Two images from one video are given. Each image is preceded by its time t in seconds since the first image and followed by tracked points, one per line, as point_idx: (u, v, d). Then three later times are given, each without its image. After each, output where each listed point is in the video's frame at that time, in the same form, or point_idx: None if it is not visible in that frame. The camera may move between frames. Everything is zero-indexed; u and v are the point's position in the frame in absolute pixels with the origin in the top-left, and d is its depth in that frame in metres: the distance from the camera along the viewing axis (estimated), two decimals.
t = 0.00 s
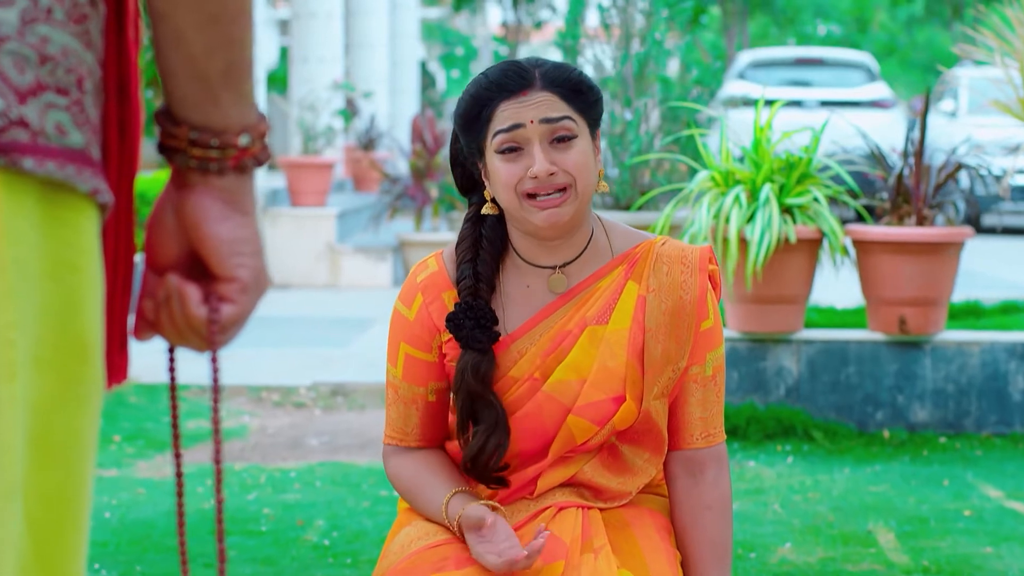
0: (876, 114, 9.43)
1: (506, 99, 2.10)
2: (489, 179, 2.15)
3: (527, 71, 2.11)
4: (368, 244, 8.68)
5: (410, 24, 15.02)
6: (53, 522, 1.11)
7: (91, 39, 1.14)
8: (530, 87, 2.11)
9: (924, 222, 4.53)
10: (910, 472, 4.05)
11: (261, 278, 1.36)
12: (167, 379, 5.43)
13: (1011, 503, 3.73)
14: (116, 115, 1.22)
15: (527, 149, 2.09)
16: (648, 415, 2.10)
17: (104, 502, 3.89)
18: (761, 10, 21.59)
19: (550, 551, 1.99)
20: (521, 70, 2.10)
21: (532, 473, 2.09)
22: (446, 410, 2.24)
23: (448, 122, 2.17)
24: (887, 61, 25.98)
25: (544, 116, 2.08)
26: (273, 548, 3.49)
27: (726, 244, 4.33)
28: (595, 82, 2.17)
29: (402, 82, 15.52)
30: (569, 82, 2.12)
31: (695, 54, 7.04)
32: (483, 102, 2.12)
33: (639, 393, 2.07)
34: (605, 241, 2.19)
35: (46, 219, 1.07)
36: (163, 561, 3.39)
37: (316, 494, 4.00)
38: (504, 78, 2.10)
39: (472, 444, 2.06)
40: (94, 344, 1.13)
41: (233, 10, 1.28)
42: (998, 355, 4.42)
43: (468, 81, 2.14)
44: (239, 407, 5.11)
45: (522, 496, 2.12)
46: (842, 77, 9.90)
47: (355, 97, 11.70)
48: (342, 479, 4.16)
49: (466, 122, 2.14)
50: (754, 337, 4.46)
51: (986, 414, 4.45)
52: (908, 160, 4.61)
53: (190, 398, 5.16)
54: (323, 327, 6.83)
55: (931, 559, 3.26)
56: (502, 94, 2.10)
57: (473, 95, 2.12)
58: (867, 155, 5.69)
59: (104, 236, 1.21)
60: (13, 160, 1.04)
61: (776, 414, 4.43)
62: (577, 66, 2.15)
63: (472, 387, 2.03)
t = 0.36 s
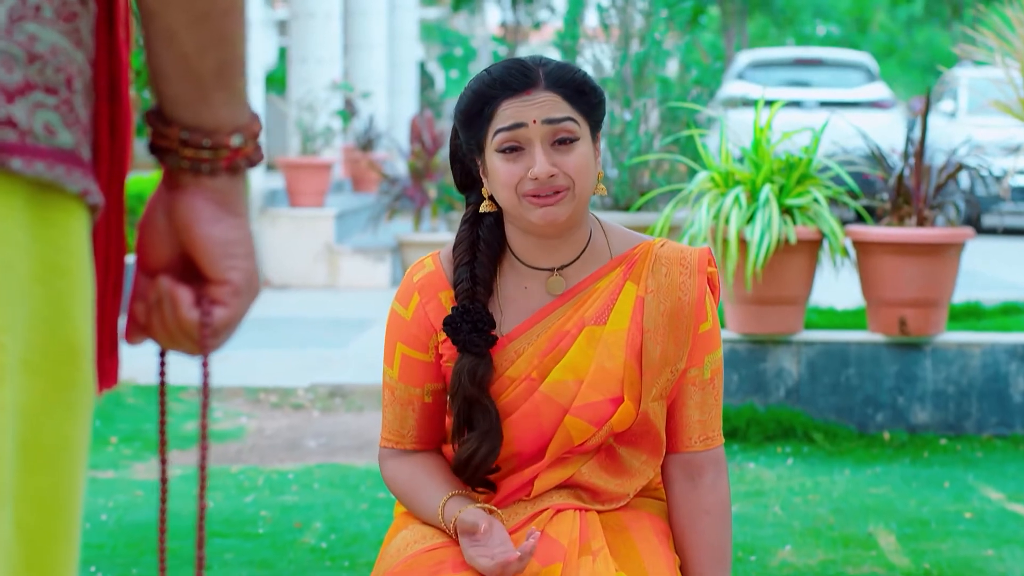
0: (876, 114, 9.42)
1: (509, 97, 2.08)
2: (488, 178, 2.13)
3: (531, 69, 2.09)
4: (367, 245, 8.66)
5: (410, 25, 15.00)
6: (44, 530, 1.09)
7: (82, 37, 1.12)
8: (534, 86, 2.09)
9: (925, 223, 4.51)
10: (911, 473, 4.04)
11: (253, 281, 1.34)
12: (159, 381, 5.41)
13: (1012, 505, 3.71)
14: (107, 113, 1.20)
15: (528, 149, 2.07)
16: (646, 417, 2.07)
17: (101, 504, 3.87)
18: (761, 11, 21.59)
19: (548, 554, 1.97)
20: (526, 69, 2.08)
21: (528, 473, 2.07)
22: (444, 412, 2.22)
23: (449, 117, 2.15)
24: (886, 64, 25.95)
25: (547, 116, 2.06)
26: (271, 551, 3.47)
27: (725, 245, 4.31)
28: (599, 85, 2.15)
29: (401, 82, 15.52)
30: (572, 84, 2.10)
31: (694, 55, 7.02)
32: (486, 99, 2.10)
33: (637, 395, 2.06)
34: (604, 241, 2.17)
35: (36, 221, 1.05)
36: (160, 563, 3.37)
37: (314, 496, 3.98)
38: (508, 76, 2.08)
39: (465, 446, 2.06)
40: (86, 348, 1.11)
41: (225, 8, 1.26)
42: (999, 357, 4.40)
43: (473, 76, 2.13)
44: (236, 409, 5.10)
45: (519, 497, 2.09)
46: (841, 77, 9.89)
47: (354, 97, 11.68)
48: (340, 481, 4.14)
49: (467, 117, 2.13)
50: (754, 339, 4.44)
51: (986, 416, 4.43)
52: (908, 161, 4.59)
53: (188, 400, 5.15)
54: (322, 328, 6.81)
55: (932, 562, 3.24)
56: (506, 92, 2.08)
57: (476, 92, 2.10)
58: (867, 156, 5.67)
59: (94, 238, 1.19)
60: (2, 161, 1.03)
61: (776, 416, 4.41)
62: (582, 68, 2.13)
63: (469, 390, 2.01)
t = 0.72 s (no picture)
0: (876, 115, 9.40)
1: (512, 90, 2.07)
2: (493, 176, 2.11)
3: (533, 63, 2.07)
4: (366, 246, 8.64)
5: (409, 26, 14.99)
6: (31, 540, 1.06)
7: (72, 36, 1.10)
8: (535, 79, 2.07)
9: (926, 224, 4.50)
10: (913, 476, 4.01)
11: (246, 285, 1.32)
12: (148, 383, 5.38)
13: (1015, 508, 3.69)
14: (98, 112, 1.17)
15: (533, 142, 2.05)
16: (653, 420, 2.05)
17: (98, 508, 3.84)
18: (761, 11, 21.59)
19: (552, 561, 1.95)
20: (527, 61, 2.06)
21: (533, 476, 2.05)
22: (448, 414, 2.20)
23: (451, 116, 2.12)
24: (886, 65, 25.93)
25: (550, 108, 2.04)
26: (269, 554, 3.45)
27: (726, 246, 4.29)
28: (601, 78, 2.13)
29: (400, 83, 15.50)
30: (575, 76, 2.08)
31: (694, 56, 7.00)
32: (488, 94, 2.08)
33: (644, 397, 2.03)
34: (613, 243, 2.15)
35: (21, 224, 1.03)
36: (156, 567, 3.35)
37: (313, 499, 3.96)
38: (509, 68, 2.06)
39: (471, 451, 2.04)
40: (75, 354, 1.09)
41: (217, 7, 1.24)
42: (1001, 359, 4.38)
43: (474, 74, 2.11)
44: (234, 411, 5.08)
45: (523, 502, 2.07)
46: (841, 78, 9.87)
47: (353, 98, 11.66)
48: (339, 484, 4.11)
49: (470, 116, 2.11)
50: (755, 341, 4.43)
51: (988, 418, 4.41)
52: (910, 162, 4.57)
53: (186, 402, 5.13)
54: (321, 330, 6.79)
55: (934, 565, 3.22)
56: (508, 85, 2.06)
57: (478, 87, 2.08)
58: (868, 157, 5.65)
59: (85, 242, 1.17)
60: None
61: (777, 418, 4.39)
62: (584, 61, 2.12)
63: (476, 394, 1.99)
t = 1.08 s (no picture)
0: (876, 114, 9.38)
1: (519, 92, 2.04)
2: (496, 176, 2.09)
3: (540, 63, 2.05)
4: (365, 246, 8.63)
5: (409, 26, 14.97)
6: (22, 547, 1.04)
7: (63, 33, 1.09)
8: (543, 80, 2.05)
9: (927, 224, 4.48)
10: (914, 477, 4.00)
11: (239, 287, 1.30)
12: (141, 383, 5.36)
13: (1017, 510, 3.67)
14: (90, 112, 1.16)
15: (540, 145, 2.03)
16: (651, 418, 2.03)
17: (95, 509, 3.83)
18: (760, 11, 21.57)
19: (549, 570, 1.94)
20: (535, 63, 2.04)
21: (530, 474, 2.03)
22: (445, 411, 2.18)
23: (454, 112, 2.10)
24: (886, 65, 25.91)
25: (559, 114, 2.02)
26: (267, 556, 3.43)
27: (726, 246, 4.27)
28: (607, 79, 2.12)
29: (400, 83, 15.48)
30: (582, 77, 2.06)
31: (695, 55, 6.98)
32: (495, 94, 2.06)
33: (642, 395, 2.01)
34: (613, 240, 2.14)
35: (9, 225, 1.01)
36: (153, 569, 3.33)
37: (311, 500, 3.93)
38: (517, 69, 2.04)
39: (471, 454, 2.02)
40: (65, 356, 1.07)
41: (210, 5, 1.22)
42: (1002, 360, 4.36)
43: (478, 72, 2.08)
44: (233, 412, 5.06)
45: (520, 506, 2.06)
46: (841, 78, 9.86)
47: (352, 98, 11.64)
48: (337, 485, 4.09)
49: (475, 115, 2.08)
50: (755, 342, 4.41)
51: (990, 419, 4.40)
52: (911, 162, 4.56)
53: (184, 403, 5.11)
54: (321, 330, 6.77)
55: (936, 567, 3.20)
56: (516, 87, 2.04)
57: (484, 86, 2.06)
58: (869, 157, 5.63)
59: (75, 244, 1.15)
60: None
61: (777, 419, 4.38)
62: (590, 62, 2.10)
63: (477, 393, 1.97)
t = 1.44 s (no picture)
0: (876, 115, 9.36)
1: (526, 79, 2.02)
2: (502, 165, 2.07)
3: (549, 52, 2.04)
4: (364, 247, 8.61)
5: (408, 26, 14.94)
6: (15, 555, 1.02)
7: (53, 31, 1.07)
8: (551, 68, 2.03)
9: (928, 225, 4.46)
10: (915, 480, 3.97)
11: (234, 291, 1.28)
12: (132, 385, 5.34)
13: (1019, 513, 3.65)
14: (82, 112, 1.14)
15: (546, 133, 2.01)
16: (652, 413, 2.01)
17: (92, 512, 3.80)
18: (760, 12, 21.55)
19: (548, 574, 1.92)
20: (543, 50, 2.03)
21: (528, 469, 2.01)
22: (446, 406, 2.15)
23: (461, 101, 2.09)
24: (886, 65, 25.91)
25: (566, 101, 2.01)
26: (264, 560, 3.41)
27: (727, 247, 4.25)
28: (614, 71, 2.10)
29: (398, 83, 15.46)
30: (589, 67, 2.05)
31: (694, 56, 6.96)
32: (503, 81, 2.04)
33: (644, 389, 1.99)
34: (617, 234, 2.12)
35: None
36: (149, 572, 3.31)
37: (309, 503, 3.91)
38: (525, 56, 2.02)
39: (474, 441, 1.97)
40: (55, 360, 1.04)
41: (205, 2, 1.20)
42: (1004, 361, 4.34)
43: (487, 58, 2.06)
44: (231, 413, 5.04)
45: (519, 509, 2.04)
46: (841, 78, 9.84)
47: (351, 98, 11.62)
48: (335, 488, 4.07)
49: (482, 102, 2.06)
50: (756, 343, 4.38)
51: (991, 421, 4.38)
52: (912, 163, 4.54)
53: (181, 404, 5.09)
54: (320, 331, 6.75)
55: (938, 571, 3.18)
56: (524, 74, 2.02)
57: (492, 73, 2.04)
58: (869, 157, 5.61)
59: (68, 245, 1.13)
60: None
61: (778, 422, 4.36)
62: (598, 53, 2.08)
63: (481, 378, 1.94)
